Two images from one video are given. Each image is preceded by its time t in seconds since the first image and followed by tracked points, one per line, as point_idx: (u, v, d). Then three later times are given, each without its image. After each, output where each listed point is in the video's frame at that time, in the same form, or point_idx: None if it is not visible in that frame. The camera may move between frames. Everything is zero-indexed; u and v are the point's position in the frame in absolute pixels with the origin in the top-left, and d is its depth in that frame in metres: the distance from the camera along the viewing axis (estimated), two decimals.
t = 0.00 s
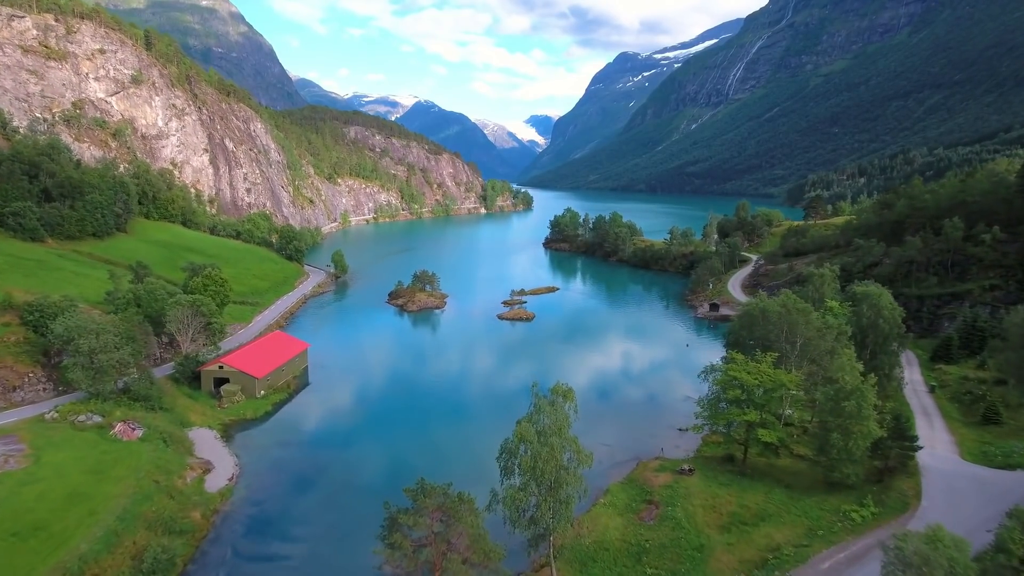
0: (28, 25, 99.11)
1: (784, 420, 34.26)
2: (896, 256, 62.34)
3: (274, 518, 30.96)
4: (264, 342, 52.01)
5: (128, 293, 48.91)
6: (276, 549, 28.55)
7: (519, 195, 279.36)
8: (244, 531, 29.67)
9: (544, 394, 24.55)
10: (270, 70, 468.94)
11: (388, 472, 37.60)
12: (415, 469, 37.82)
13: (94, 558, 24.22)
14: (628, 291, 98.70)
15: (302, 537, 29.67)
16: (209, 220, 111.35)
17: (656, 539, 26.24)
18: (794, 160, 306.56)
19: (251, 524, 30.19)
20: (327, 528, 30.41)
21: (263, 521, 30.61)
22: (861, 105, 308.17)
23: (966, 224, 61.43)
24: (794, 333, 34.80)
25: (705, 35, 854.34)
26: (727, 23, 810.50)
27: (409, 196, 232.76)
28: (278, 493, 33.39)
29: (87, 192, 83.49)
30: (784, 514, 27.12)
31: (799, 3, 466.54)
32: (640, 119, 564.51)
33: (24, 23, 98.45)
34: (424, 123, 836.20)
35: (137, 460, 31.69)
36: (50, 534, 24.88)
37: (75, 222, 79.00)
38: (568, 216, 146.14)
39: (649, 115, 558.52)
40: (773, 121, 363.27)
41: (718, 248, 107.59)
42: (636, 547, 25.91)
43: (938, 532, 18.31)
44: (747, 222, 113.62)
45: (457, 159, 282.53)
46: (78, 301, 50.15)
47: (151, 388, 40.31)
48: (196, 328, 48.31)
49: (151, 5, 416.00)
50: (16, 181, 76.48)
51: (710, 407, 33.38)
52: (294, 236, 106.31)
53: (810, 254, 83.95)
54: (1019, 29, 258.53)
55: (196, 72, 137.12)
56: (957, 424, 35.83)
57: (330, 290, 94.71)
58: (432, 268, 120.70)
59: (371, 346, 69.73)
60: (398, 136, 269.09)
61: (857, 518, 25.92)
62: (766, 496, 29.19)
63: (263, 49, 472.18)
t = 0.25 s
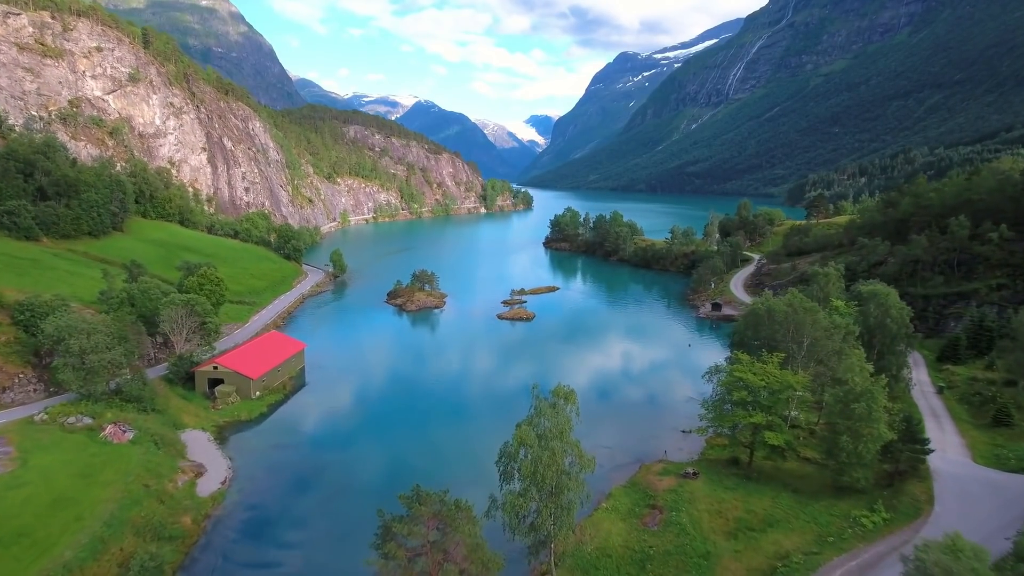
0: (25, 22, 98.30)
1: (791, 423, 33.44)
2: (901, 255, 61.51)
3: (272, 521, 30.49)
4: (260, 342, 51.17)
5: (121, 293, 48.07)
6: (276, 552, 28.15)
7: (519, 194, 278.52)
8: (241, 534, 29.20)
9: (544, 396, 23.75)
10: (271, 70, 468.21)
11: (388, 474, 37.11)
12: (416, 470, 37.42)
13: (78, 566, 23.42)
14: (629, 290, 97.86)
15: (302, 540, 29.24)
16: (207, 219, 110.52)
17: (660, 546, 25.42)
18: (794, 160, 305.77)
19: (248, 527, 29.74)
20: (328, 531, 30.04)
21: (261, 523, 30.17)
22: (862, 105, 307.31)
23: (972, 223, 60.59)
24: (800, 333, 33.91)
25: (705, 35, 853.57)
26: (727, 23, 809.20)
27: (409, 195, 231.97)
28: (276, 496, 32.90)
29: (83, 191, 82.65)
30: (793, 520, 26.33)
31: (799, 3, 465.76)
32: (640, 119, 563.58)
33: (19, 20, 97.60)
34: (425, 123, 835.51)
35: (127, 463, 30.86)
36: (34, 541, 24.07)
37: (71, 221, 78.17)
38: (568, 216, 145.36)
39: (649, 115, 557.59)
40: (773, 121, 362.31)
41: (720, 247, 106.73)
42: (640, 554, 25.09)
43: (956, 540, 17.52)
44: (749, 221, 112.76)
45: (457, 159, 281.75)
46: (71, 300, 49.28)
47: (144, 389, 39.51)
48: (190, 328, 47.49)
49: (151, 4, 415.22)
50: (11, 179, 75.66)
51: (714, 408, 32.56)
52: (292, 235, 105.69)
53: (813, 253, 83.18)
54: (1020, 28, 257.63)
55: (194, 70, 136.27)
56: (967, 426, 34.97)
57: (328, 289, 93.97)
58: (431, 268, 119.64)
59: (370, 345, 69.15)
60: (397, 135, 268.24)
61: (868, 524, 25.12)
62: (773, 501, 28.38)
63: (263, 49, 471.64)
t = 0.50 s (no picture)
0: (20, 20, 97.45)
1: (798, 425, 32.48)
2: (906, 254, 60.57)
3: (269, 523, 29.86)
4: (255, 342, 50.19)
5: (114, 292, 47.14)
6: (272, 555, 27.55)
7: (519, 194, 277.55)
8: (238, 536, 28.59)
9: (545, 399, 22.83)
10: (270, 70, 467.16)
11: (388, 475, 36.50)
12: (416, 471, 36.80)
13: None
14: (630, 290, 96.94)
15: (300, 542, 28.67)
16: (204, 218, 109.56)
17: (665, 554, 24.50)
18: (795, 160, 304.93)
19: (245, 529, 29.13)
20: (327, 533, 29.49)
21: (258, 526, 29.55)
22: (863, 105, 306.32)
23: (979, 221, 59.62)
24: (808, 333, 32.88)
25: (705, 35, 852.46)
26: (727, 23, 808.05)
27: (408, 195, 231.03)
28: (273, 497, 32.28)
29: (78, 189, 81.73)
30: (802, 527, 25.42)
31: (799, 3, 464.71)
32: (640, 119, 562.54)
33: (14, 17, 96.73)
34: (424, 123, 834.42)
35: (115, 467, 29.95)
36: (15, 549, 23.14)
37: (65, 220, 77.24)
38: (568, 215, 144.48)
39: (649, 115, 556.78)
40: (773, 121, 361.35)
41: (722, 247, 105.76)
42: (644, 563, 24.16)
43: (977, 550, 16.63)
44: (751, 220, 111.84)
45: (457, 158, 280.82)
46: (62, 300, 48.36)
47: (134, 390, 38.55)
48: (184, 328, 46.57)
49: (151, 5, 414.69)
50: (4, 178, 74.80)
51: (720, 411, 31.63)
52: (290, 235, 105.10)
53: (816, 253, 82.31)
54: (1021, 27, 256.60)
55: (191, 68, 135.35)
56: (979, 429, 34.00)
57: (326, 288, 93.18)
58: (431, 268, 118.47)
59: (370, 344, 68.44)
60: (397, 135, 267.25)
61: (881, 532, 24.20)
62: (781, 506, 27.46)
63: (263, 49, 470.98)
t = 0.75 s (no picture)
0: (15, 17, 96.60)
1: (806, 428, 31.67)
2: (912, 253, 59.73)
3: (267, 526, 29.53)
4: (251, 342, 49.38)
5: (107, 292, 46.26)
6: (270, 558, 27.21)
7: (519, 194, 276.69)
8: (236, 539, 28.30)
9: (546, 401, 22.06)
10: (270, 70, 466.24)
11: (388, 475, 36.11)
12: (416, 472, 36.40)
13: None
14: (631, 290, 96.16)
15: (298, 545, 28.31)
16: (202, 217, 108.70)
17: (670, 561, 23.75)
18: (795, 160, 304.10)
19: (243, 532, 28.81)
20: (325, 536, 29.13)
21: (256, 529, 29.24)
22: (863, 105, 305.56)
23: (985, 220, 58.76)
24: (816, 333, 32.04)
25: (705, 35, 851.36)
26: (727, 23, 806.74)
27: (408, 194, 230.19)
28: (272, 500, 31.93)
29: (74, 187, 80.87)
30: (811, 533, 24.63)
31: (800, 3, 463.79)
32: (640, 119, 561.62)
33: (9, 15, 95.84)
34: (424, 123, 833.22)
35: (104, 471, 29.14)
36: None
37: (60, 219, 76.39)
38: (569, 214, 143.71)
39: (649, 115, 556.08)
40: (774, 121, 360.44)
41: (723, 246, 104.94)
42: (648, 571, 23.41)
43: (998, 562, 15.83)
44: (753, 219, 111.08)
45: (457, 158, 279.97)
46: (54, 299, 47.51)
47: (126, 391, 37.75)
48: (178, 328, 45.80)
49: (150, 5, 414.01)
50: None
51: (725, 413, 30.80)
52: (288, 234, 104.49)
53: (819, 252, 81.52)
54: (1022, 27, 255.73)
55: (189, 66, 134.47)
56: (989, 431, 33.23)
57: (325, 288, 92.48)
58: (430, 267, 117.55)
59: (369, 343, 68.01)
60: (397, 134, 266.33)
61: (894, 539, 23.40)
62: (789, 512, 26.66)
63: (263, 48, 470.10)
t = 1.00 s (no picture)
0: (11, 14, 95.68)
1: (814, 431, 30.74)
2: (918, 252, 58.70)
3: (265, 528, 28.89)
4: (245, 343, 48.39)
5: (98, 291, 45.35)
6: (267, 560, 26.60)
7: (519, 193, 275.70)
8: (233, 541, 27.67)
9: (548, 404, 21.16)
10: (270, 70, 465.23)
11: (388, 476, 35.51)
12: (416, 473, 35.76)
13: None
14: (632, 289, 95.27)
15: (296, 547, 27.70)
16: (199, 216, 107.78)
17: (676, 571, 22.88)
18: (795, 159, 303.13)
19: (240, 534, 28.18)
20: (324, 537, 28.51)
21: (253, 531, 28.58)
22: (863, 104, 304.71)
23: (993, 218, 57.81)
24: (824, 333, 31.10)
25: (705, 35, 850.29)
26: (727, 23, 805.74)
27: (408, 194, 229.28)
28: (269, 502, 31.29)
29: (69, 186, 79.93)
30: (822, 542, 23.72)
31: (800, 3, 462.88)
32: (640, 119, 560.82)
33: (5, 12, 94.92)
34: (424, 123, 832.20)
35: (90, 475, 28.22)
36: None
37: (55, 217, 75.49)
38: (569, 214, 142.86)
39: (649, 115, 555.04)
40: (774, 121, 359.55)
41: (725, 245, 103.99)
42: None
43: None
44: (755, 218, 110.21)
45: (457, 158, 279.10)
46: (45, 299, 46.58)
47: (117, 393, 36.81)
48: (171, 329, 44.92)
49: (150, 5, 413.50)
50: None
51: (731, 415, 29.90)
52: (286, 233, 103.55)
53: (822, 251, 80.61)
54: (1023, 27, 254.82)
55: (187, 64, 133.51)
56: (1002, 434, 32.31)
57: (323, 287, 91.58)
58: (430, 268, 116.30)
59: (368, 343, 67.23)
60: (396, 134, 265.38)
61: (908, 549, 22.49)
62: (798, 518, 25.75)
63: (263, 48, 469.17)
